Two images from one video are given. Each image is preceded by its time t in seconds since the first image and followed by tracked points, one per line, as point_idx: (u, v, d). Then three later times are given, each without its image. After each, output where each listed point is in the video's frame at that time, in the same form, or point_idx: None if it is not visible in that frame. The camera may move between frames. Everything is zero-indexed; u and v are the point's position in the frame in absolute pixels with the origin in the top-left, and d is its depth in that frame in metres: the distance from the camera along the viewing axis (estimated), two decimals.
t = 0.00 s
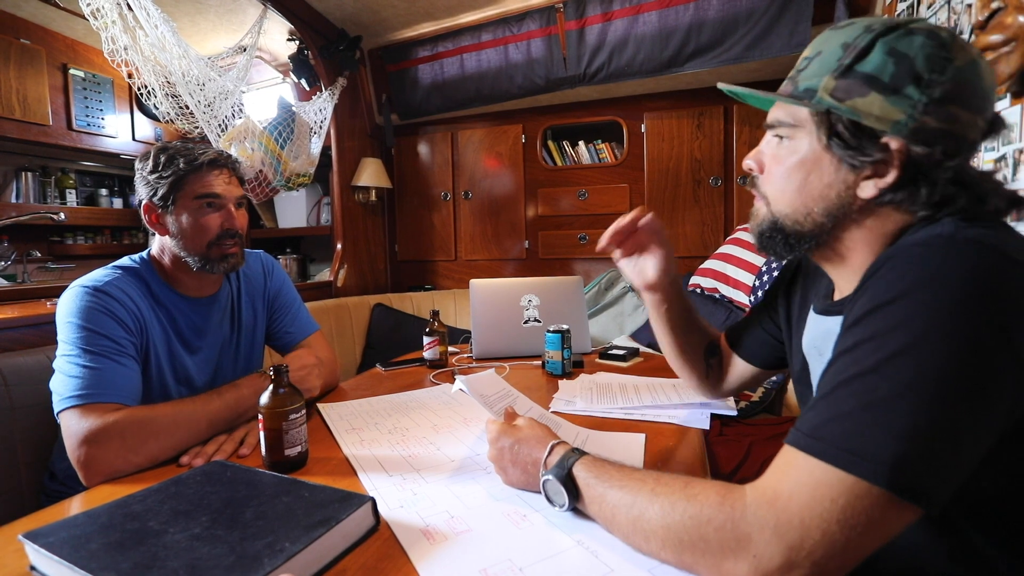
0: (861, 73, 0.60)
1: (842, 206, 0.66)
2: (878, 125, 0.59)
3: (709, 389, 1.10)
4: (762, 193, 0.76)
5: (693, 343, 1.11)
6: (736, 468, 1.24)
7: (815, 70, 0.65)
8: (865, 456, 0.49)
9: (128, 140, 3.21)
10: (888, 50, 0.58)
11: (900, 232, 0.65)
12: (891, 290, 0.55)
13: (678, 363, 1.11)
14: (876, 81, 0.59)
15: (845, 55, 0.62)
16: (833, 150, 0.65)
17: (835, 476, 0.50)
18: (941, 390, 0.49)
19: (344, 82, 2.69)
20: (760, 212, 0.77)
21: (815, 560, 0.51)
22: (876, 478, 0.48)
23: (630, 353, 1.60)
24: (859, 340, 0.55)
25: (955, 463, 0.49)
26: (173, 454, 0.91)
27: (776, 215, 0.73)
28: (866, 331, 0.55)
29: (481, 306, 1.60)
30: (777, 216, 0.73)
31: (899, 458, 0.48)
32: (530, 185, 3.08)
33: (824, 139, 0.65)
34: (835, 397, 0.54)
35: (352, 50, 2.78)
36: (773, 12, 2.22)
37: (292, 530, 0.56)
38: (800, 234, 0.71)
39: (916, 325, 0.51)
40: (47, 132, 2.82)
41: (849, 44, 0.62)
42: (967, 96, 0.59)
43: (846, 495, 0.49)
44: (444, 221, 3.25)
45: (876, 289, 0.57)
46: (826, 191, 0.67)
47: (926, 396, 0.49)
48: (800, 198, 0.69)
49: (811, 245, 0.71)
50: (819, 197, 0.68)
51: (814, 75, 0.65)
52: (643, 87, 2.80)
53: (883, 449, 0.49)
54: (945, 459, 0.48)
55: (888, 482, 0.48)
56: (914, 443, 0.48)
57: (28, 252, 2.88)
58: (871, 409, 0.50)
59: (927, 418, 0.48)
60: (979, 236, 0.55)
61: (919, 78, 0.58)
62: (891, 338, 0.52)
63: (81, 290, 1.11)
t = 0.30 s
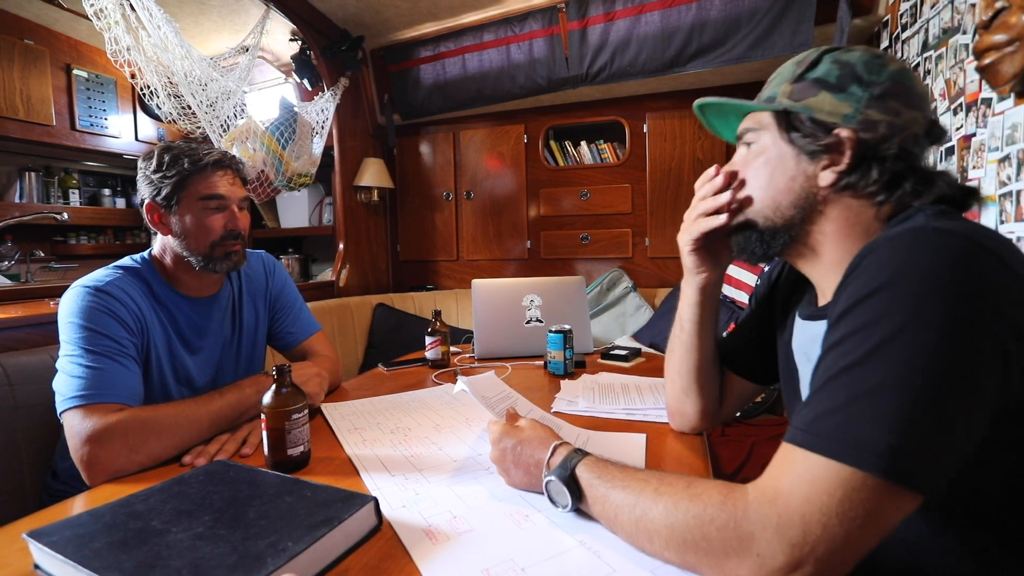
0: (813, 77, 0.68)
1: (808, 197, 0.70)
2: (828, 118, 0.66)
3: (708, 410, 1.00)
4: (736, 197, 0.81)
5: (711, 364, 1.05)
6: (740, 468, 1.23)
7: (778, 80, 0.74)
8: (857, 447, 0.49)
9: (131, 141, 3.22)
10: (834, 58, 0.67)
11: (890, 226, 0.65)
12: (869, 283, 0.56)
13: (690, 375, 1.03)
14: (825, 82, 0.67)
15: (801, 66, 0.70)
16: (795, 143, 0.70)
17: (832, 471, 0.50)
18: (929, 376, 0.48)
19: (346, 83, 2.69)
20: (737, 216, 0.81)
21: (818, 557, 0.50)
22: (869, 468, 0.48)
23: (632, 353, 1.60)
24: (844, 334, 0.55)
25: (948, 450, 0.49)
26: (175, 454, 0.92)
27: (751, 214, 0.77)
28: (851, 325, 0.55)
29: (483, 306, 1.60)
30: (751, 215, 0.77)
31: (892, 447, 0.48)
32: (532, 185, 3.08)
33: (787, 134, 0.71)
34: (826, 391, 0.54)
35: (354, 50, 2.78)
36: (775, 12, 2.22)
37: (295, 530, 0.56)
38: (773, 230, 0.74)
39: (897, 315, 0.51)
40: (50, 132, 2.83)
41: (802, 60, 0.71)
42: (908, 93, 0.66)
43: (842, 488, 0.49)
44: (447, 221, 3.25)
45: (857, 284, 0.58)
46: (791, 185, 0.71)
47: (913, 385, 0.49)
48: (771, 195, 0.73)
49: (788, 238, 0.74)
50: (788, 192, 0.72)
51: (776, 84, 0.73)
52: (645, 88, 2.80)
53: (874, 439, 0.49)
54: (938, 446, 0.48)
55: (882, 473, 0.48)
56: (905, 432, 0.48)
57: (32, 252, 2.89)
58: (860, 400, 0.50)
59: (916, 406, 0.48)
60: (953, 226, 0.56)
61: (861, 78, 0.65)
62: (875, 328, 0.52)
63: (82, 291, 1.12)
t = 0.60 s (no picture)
0: (775, 93, 0.74)
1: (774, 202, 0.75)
2: (794, 129, 0.72)
3: (703, 406, 1.00)
4: (706, 206, 0.85)
5: (704, 362, 1.06)
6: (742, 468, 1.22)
7: (741, 98, 0.79)
8: (835, 434, 0.50)
9: (133, 141, 3.23)
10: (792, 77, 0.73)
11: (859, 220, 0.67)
12: (830, 276, 0.57)
13: (684, 373, 1.03)
14: (787, 97, 0.72)
15: (762, 84, 0.76)
16: (763, 153, 0.75)
17: (822, 465, 0.50)
18: (896, 360, 0.50)
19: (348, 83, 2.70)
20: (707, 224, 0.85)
21: (814, 555, 0.50)
22: (848, 453, 0.49)
23: (633, 353, 1.60)
24: (812, 327, 0.56)
25: (920, 432, 0.50)
26: (177, 454, 0.92)
27: (722, 219, 0.81)
28: (816, 318, 0.57)
29: (484, 306, 1.60)
30: (721, 221, 0.81)
31: (868, 431, 0.49)
32: (533, 185, 3.08)
33: (754, 144, 0.75)
34: (802, 384, 0.55)
35: (356, 50, 2.78)
36: (777, 12, 2.22)
37: (296, 530, 0.56)
38: (743, 233, 0.78)
39: (857, 303, 0.53)
40: (52, 132, 2.83)
41: (763, 79, 0.77)
42: (858, 108, 0.73)
43: (829, 480, 0.50)
44: (448, 221, 3.25)
45: (821, 277, 0.59)
46: (760, 190, 0.76)
47: (881, 369, 0.50)
48: (741, 200, 0.78)
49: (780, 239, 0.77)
50: (756, 197, 0.76)
51: (740, 101, 0.79)
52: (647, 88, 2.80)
53: (849, 423, 0.49)
54: (911, 427, 0.49)
55: (860, 456, 0.49)
56: (877, 414, 0.49)
57: (34, 251, 2.89)
58: (834, 389, 0.51)
59: (886, 389, 0.49)
60: (906, 219, 0.59)
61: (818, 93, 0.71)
62: (840, 319, 0.54)
63: (84, 291, 1.12)
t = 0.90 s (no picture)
0: (789, 90, 0.74)
1: (779, 204, 0.76)
2: (806, 130, 0.72)
3: (702, 406, 1.00)
4: (705, 202, 0.84)
5: (703, 362, 1.06)
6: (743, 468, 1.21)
7: (750, 91, 0.78)
8: (824, 433, 0.50)
9: (136, 141, 3.23)
10: (806, 76, 0.74)
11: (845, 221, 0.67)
12: (813, 275, 0.57)
13: (682, 373, 1.03)
14: (802, 97, 0.73)
15: (774, 79, 0.76)
16: (773, 153, 0.75)
17: (820, 464, 0.50)
18: (881, 358, 0.50)
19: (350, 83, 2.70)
20: (704, 220, 0.85)
21: (815, 555, 0.50)
22: (840, 450, 0.49)
23: (635, 353, 1.59)
24: (798, 327, 0.56)
25: (909, 431, 0.49)
26: (179, 454, 0.92)
27: (722, 218, 0.81)
28: (801, 319, 0.56)
29: (486, 306, 1.60)
30: (722, 219, 0.81)
31: (856, 429, 0.49)
32: (535, 185, 3.08)
33: (764, 143, 0.75)
34: (791, 385, 0.54)
35: (358, 50, 2.78)
36: (780, 11, 2.21)
37: (299, 530, 0.56)
38: (744, 234, 0.79)
39: (839, 303, 0.53)
40: (56, 133, 2.84)
41: (774, 73, 0.77)
42: (865, 116, 0.75)
43: (826, 478, 0.49)
44: (450, 221, 3.25)
45: (805, 278, 0.59)
46: (765, 192, 0.76)
47: (865, 367, 0.50)
48: (744, 200, 0.78)
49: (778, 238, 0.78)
50: (760, 197, 0.77)
51: (749, 94, 0.78)
52: (649, 88, 2.79)
53: (837, 421, 0.49)
54: (898, 424, 0.49)
55: (851, 453, 0.48)
56: (863, 412, 0.49)
57: (37, 252, 2.90)
58: (821, 388, 0.51)
59: (873, 387, 0.49)
60: (887, 220, 0.59)
61: (831, 98, 0.73)
62: (824, 318, 0.54)
63: (86, 290, 1.12)
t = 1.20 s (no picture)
0: (799, 87, 0.74)
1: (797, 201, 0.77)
2: (819, 126, 0.73)
3: (703, 407, 1.00)
4: (717, 205, 0.83)
5: (704, 363, 1.06)
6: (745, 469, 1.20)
7: (756, 89, 0.78)
8: (832, 434, 0.49)
9: (136, 141, 3.24)
10: (813, 73, 0.74)
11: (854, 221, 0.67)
12: (822, 276, 0.57)
13: (684, 374, 1.03)
14: (812, 93, 0.74)
15: (781, 77, 0.76)
16: (786, 150, 0.75)
17: (824, 465, 0.50)
18: (891, 359, 0.50)
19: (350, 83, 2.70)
20: (716, 226, 0.84)
21: (818, 557, 0.50)
22: (845, 452, 0.49)
23: (635, 353, 1.59)
24: (806, 328, 0.57)
25: (917, 432, 0.49)
26: (180, 454, 0.92)
27: (738, 221, 0.80)
28: (810, 320, 0.57)
29: (487, 306, 1.60)
30: (737, 222, 0.80)
31: (864, 431, 0.49)
32: (535, 185, 3.08)
33: (777, 141, 0.76)
34: (798, 387, 0.55)
35: (358, 50, 2.78)
36: (780, 11, 2.21)
37: (299, 530, 0.56)
38: (761, 236, 0.79)
39: (849, 303, 0.53)
40: (57, 133, 2.84)
41: (780, 71, 0.77)
42: (873, 109, 0.76)
43: (830, 481, 0.49)
44: (450, 221, 3.25)
45: (813, 278, 0.59)
46: (780, 191, 0.77)
47: (875, 368, 0.50)
48: (759, 200, 0.78)
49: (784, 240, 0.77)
50: (775, 197, 0.78)
51: (755, 93, 0.78)
52: (649, 88, 2.80)
53: (845, 423, 0.49)
54: (907, 426, 0.49)
55: (859, 455, 0.48)
56: (872, 414, 0.49)
57: (38, 252, 2.90)
58: (829, 389, 0.51)
59: (881, 388, 0.49)
60: (896, 219, 0.59)
61: (841, 93, 0.74)
62: (832, 319, 0.54)
63: (86, 290, 1.12)
